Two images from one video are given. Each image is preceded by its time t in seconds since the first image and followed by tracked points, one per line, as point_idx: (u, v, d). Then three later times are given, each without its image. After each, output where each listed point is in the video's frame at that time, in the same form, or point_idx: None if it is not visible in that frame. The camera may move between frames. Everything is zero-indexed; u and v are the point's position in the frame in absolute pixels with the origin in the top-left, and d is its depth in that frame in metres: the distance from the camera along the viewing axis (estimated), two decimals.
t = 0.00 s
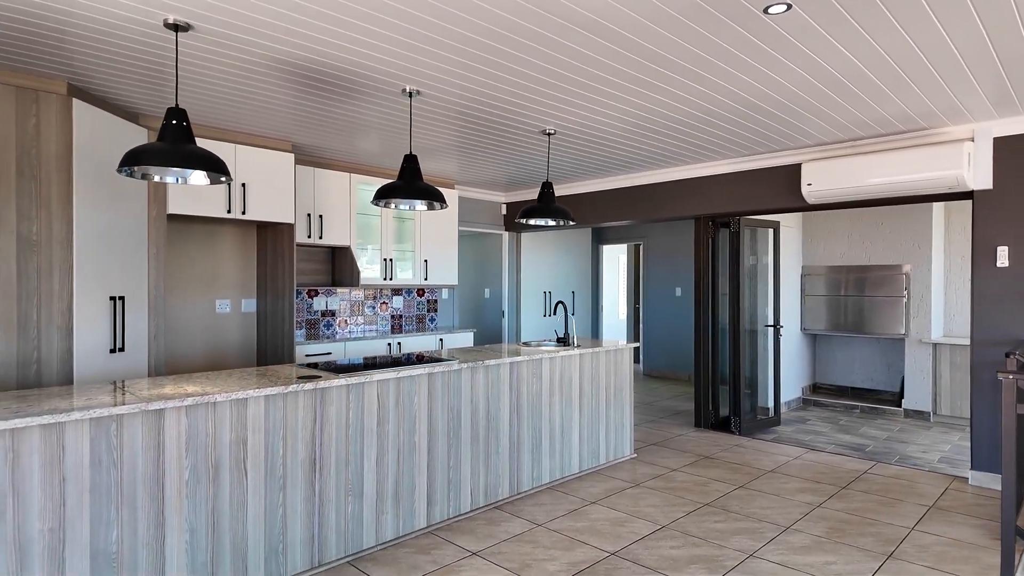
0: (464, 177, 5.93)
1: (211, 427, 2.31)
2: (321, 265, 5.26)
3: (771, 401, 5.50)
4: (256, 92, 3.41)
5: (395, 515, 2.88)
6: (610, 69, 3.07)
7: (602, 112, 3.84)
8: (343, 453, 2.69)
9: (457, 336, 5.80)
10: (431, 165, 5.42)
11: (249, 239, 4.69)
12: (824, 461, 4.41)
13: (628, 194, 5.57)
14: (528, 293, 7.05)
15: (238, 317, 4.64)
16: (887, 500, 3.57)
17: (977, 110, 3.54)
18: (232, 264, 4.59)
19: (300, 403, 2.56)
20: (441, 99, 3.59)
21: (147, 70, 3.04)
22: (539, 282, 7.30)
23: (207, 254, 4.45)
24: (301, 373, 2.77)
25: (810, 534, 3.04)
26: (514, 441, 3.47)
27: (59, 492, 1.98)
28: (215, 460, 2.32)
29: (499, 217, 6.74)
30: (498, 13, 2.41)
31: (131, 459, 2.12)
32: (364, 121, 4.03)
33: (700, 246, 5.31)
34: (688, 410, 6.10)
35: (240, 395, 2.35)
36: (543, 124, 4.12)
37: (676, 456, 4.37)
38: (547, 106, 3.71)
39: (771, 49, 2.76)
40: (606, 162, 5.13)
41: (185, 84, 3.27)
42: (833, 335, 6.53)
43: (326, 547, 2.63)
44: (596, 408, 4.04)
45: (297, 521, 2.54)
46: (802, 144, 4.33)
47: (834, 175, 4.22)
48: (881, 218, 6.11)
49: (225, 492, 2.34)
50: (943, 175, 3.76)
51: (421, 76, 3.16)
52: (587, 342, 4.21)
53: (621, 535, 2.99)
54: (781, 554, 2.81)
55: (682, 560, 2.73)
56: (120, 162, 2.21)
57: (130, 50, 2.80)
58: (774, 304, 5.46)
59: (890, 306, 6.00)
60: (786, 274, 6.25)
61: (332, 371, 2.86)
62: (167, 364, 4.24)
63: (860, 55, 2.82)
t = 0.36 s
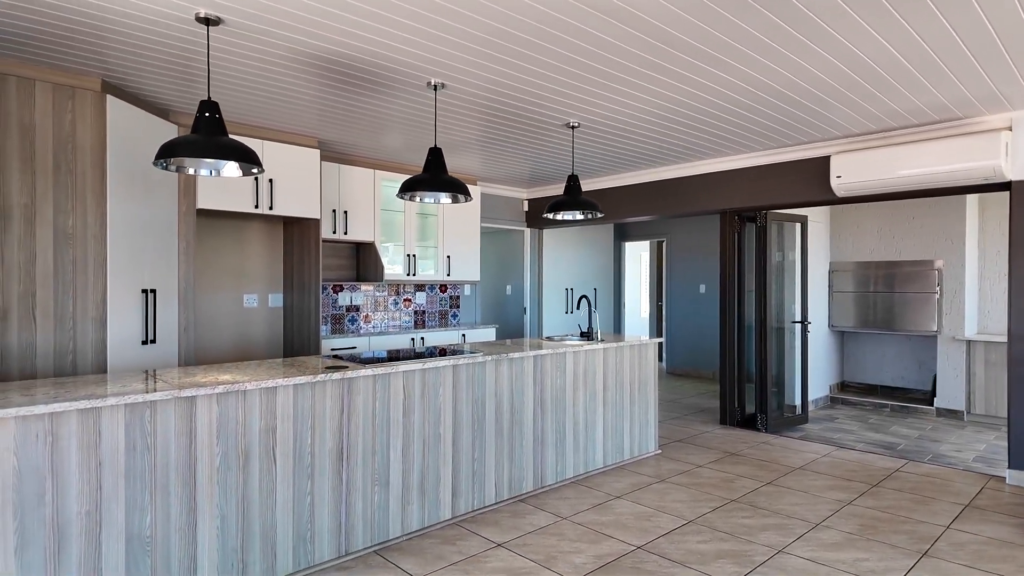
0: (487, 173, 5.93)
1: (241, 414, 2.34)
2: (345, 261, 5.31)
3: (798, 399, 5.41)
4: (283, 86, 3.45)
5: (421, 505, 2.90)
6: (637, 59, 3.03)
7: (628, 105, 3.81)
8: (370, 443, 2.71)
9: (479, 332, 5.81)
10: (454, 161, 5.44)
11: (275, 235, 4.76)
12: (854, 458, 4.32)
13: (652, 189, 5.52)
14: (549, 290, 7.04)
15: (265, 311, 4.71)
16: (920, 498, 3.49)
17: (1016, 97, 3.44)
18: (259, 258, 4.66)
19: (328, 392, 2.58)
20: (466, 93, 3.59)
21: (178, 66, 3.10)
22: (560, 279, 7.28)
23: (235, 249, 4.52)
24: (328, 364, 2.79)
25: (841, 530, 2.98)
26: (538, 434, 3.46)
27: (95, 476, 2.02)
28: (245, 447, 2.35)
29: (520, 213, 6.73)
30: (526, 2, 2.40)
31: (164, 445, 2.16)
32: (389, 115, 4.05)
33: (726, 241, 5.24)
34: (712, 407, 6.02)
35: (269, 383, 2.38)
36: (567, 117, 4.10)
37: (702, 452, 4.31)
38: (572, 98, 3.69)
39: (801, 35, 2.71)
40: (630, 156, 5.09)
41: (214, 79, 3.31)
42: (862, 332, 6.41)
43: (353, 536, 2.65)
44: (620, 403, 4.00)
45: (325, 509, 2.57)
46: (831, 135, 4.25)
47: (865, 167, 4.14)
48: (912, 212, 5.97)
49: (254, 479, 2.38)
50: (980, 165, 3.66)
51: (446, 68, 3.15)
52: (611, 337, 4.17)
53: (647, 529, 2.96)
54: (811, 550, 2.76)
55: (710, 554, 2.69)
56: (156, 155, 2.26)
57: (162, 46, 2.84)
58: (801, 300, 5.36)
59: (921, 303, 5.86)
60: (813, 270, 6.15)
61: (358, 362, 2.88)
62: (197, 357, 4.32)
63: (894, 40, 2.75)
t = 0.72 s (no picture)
0: (507, 168, 5.90)
1: (266, 404, 2.35)
2: (366, 256, 5.32)
3: (825, 396, 5.30)
4: (306, 79, 3.45)
5: (443, 498, 2.88)
6: (662, 48, 2.98)
7: (652, 96, 3.75)
8: (392, 434, 2.70)
9: (499, 328, 5.79)
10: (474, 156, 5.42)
11: (298, 229, 4.78)
12: (883, 457, 4.22)
13: (674, 184, 5.45)
14: (569, 286, 7.00)
15: (288, 306, 4.74)
16: (955, 497, 3.39)
17: None
18: (282, 254, 4.69)
19: (351, 383, 2.58)
20: (488, 84, 3.55)
21: (203, 60, 3.11)
22: (581, 275, 7.23)
23: (258, 244, 4.55)
24: (350, 356, 2.78)
25: (873, 529, 2.91)
26: (561, 428, 3.42)
27: (123, 463, 2.03)
28: (270, 436, 2.36)
29: (540, 209, 6.70)
30: None
31: (190, 433, 2.17)
32: (410, 109, 4.04)
33: (750, 236, 5.16)
34: (736, 405, 5.93)
35: (293, 373, 2.38)
36: (589, 110, 4.05)
37: (726, 449, 4.24)
38: (594, 90, 3.64)
39: (834, 20, 2.63)
40: (652, 150, 5.03)
41: (237, 73, 3.32)
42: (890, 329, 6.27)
43: (376, 528, 2.64)
44: (644, 398, 3.95)
45: (348, 500, 2.56)
46: (860, 126, 4.15)
47: (896, 158, 4.03)
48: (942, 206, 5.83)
49: (279, 468, 2.38)
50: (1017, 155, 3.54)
51: (468, 58, 3.12)
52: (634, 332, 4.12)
53: (672, 525, 2.91)
54: (843, 548, 2.69)
55: (738, 550, 2.64)
56: (179, 144, 2.27)
57: (188, 39, 2.85)
58: (828, 296, 5.25)
59: (951, 299, 5.72)
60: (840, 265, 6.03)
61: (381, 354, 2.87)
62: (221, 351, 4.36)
63: (931, 24, 2.66)
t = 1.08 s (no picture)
0: (529, 160, 5.81)
1: (290, 393, 2.31)
2: (388, 250, 5.28)
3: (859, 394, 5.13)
4: (329, 68, 3.40)
5: (468, 492, 2.82)
6: (696, 29, 2.86)
7: (682, 82, 3.63)
8: (416, 425, 2.65)
9: (522, 322, 5.71)
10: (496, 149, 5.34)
11: (321, 223, 4.76)
12: (922, 456, 4.06)
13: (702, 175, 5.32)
14: (591, 281, 6.87)
15: (311, 299, 4.72)
16: (1001, 497, 3.23)
17: None
18: (305, 247, 4.67)
19: (374, 372, 2.52)
20: (514, 71, 3.46)
21: (225, 49, 3.08)
22: (603, 270, 7.08)
23: (282, 237, 4.54)
24: (373, 346, 2.73)
25: (916, 529, 2.78)
26: (587, 422, 3.34)
27: (147, 450, 2.00)
28: (293, 426, 2.31)
29: (563, 203, 6.61)
30: None
31: (213, 421, 2.13)
32: (433, 98, 3.97)
33: (781, 228, 5.01)
34: (764, 402, 5.78)
35: (317, 362, 2.33)
36: (616, 98, 3.95)
37: (757, 447, 4.12)
38: (623, 76, 3.53)
39: None
40: (679, 140, 4.92)
41: (260, 61, 3.28)
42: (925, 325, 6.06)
43: (400, 521, 2.59)
44: (672, 393, 3.84)
45: (372, 492, 2.51)
46: (898, 112, 3.99)
47: (936, 144, 3.87)
48: (983, 197, 5.63)
49: (302, 458, 2.33)
50: None
51: (494, 42, 3.03)
52: (661, 325, 4.01)
53: (704, 523, 2.81)
54: (885, 548, 2.56)
55: (775, 549, 2.53)
56: (200, 127, 2.23)
57: (212, 28, 2.82)
58: (861, 290, 5.08)
59: (990, 294, 5.54)
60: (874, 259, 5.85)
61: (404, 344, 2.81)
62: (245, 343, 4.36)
63: None
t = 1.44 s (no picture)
0: (548, 154, 5.67)
1: (302, 391, 2.20)
2: (405, 246, 5.18)
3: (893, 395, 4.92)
4: (344, 56, 3.28)
5: (488, 495, 2.70)
6: (731, 8, 2.69)
7: (713, 70, 3.46)
8: (434, 426, 2.53)
9: (541, 320, 5.57)
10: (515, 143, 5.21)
11: (336, 218, 4.67)
12: (964, 460, 3.86)
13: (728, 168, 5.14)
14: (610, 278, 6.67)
15: (327, 296, 4.64)
16: None
17: None
18: (321, 243, 4.59)
19: (390, 370, 2.41)
20: (536, 58, 3.31)
21: (237, 38, 2.98)
22: (621, 267, 6.80)
23: (297, 232, 4.46)
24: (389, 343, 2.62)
25: (966, 540, 2.60)
26: (611, 423, 3.20)
27: (152, 451, 1.91)
28: (306, 426, 2.21)
29: (583, 198, 6.47)
30: None
31: (222, 420, 2.04)
32: (450, 89, 3.84)
33: (812, 222, 4.83)
34: (792, 403, 5.59)
35: (331, 359, 2.23)
36: (641, 87, 3.78)
37: (788, 450, 3.94)
38: (650, 63, 3.37)
39: None
40: (705, 132, 4.75)
41: (274, 50, 3.16)
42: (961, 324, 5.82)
43: (417, 526, 2.48)
44: (699, 393, 3.68)
45: (388, 495, 2.40)
46: (939, 98, 3.79)
47: (980, 131, 3.66)
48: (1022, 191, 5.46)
49: (316, 460, 2.23)
50: None
51: (517, 26, 2.89)
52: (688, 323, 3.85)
53: (737, 531, 2.66)
54: (934, 560, 2.40)
55: (815, 560, 2.38)
56: (212, 113, 2.13)
57: (224, 15, 2.71)
58: (895, 287, 4.87)
59: None
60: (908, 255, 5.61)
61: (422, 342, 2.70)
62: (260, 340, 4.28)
63: None
